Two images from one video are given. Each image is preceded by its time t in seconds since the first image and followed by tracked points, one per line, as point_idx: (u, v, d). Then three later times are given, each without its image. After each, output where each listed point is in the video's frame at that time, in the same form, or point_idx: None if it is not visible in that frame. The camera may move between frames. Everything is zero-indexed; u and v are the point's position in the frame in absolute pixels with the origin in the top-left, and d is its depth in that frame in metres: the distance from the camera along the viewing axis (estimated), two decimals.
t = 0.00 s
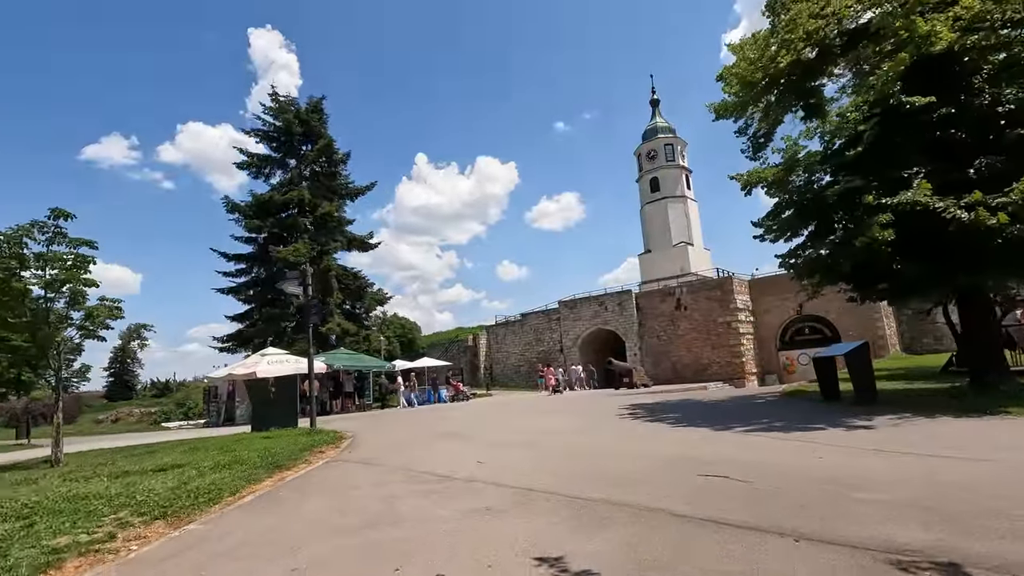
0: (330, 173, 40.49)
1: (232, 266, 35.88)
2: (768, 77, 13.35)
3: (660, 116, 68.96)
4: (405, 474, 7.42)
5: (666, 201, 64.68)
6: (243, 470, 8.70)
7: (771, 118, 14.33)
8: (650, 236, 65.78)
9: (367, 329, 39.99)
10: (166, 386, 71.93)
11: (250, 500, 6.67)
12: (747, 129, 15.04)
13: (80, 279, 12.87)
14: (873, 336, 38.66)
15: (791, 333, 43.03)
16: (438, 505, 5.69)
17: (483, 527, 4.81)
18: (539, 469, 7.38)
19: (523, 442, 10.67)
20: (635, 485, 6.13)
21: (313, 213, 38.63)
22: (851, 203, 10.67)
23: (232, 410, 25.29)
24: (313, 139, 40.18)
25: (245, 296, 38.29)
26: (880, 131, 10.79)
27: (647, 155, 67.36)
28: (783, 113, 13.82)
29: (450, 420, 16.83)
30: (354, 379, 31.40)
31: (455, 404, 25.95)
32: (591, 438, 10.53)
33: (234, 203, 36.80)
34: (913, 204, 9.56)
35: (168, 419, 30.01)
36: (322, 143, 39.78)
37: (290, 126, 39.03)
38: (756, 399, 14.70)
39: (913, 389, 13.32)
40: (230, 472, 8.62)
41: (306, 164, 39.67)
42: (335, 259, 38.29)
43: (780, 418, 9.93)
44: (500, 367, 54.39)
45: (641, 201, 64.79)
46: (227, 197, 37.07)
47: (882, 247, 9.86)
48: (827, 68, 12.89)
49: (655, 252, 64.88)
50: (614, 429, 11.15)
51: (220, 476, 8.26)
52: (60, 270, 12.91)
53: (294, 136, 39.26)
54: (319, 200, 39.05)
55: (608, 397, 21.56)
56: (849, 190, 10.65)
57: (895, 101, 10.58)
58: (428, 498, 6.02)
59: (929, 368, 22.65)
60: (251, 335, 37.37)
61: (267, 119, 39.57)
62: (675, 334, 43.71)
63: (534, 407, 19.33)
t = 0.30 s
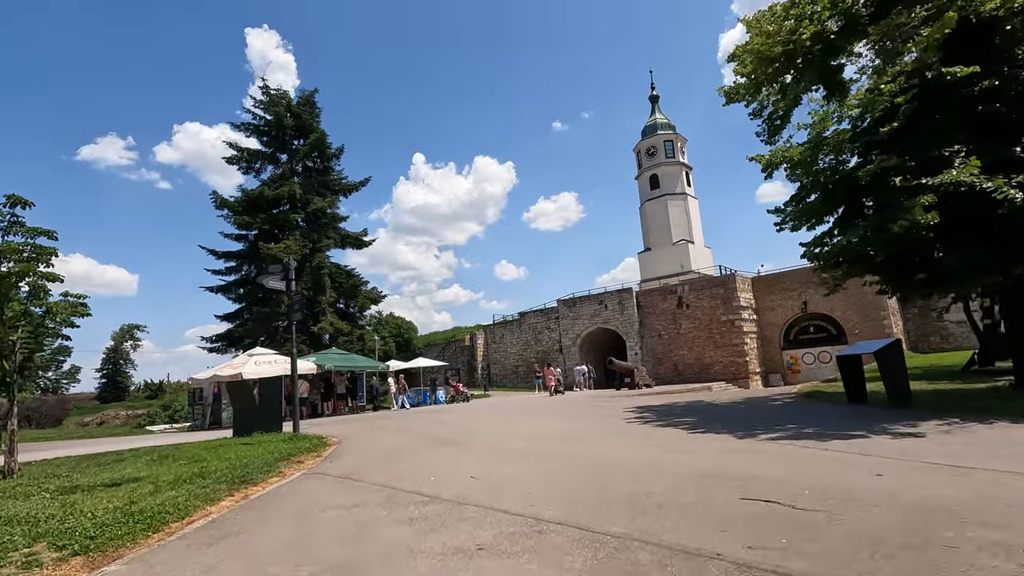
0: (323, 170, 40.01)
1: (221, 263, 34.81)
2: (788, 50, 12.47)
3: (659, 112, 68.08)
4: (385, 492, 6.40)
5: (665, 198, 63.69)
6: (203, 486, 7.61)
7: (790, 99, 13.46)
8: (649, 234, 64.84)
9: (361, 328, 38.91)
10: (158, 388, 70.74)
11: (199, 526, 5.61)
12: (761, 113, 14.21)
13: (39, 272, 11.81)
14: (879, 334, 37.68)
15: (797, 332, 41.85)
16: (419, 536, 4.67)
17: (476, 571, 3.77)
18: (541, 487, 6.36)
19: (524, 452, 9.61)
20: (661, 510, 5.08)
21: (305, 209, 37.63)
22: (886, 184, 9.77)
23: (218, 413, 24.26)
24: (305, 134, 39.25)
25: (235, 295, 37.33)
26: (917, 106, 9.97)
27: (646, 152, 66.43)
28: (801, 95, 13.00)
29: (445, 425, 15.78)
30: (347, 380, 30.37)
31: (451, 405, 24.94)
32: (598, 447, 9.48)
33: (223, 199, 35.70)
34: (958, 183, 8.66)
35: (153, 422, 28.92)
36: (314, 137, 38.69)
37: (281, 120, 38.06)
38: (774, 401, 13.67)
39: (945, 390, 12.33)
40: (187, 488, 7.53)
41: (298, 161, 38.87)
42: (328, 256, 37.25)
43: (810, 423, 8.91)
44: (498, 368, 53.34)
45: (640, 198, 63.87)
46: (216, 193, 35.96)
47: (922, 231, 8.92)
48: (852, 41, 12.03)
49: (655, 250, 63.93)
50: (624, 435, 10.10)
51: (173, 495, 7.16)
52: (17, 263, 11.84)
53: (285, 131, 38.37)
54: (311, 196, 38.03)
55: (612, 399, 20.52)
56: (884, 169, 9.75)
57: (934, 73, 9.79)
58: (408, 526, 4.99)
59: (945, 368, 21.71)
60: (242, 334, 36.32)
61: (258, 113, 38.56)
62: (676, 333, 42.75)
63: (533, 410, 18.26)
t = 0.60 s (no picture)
0: (313, 165, 38.88)
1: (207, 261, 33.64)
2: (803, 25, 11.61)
3: (657, 109, 67.20)
4: (357, 518, 5.40)
5: (663, 196, 62.81)
6: (152, 505, 6.58)
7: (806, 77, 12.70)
8: (647, 232, 63.92)
9: (353, 327, 37.78)
10: (148, 389, 69.41)
11: (126, 563, 4.58)
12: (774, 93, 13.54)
13: None
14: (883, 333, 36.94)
15: (799, 330, 41.08)
16: None
17: None
18: (541, 512, 5.36)
19: (521, 465, 8.61)
20: (692, 557, 4.07)
21: (294, 205, 36.54)
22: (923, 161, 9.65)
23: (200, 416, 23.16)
24: (295, 128, 38.18)
25: (222, 294, 36.26)
26: (956, 79, 9.84)
27: (644, 149, 65.48)
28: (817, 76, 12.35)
29: (436, 430, 14.76)
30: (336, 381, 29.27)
31: (445, 408, 23.93)
32: (604, 458, 8.46)
33: (209, 194, 34.53)
34: (1004, 160, 8.53)
35: (133, 426, 27.76)
36: (304, 131, 37.55)
37: (270, 113, 36.99)
38: (790, 403, 12.71)
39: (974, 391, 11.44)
40: (131, 508, 6.47)
41: (287, 156, 37.86)
42: (318, 253, 36.15)
43: (844, 430, 7.94)
44: (494, 368, 52.28)
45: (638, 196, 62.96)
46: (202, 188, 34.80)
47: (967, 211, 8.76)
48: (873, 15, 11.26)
49: (653, 249, 63.02)
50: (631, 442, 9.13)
51: (109, 517, 6.07)
52: None
53: (274, 124, 37.28)
54: (301, 192, 36.94)
55: (613, 400, 19.57)
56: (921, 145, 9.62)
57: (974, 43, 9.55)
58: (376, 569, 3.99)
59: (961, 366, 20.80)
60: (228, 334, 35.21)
61: (246, 106, 37.47)
62: (676, 332, 41.85)
63: (530, 413, 17.25)
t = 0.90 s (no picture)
0: (302, 160, 37.82)
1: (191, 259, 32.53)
2: None
3: (653, 106, 66.39)
4: (316, 557, 4.46)
5: (660, 194, 62.01)
6: (80, 531, 5.59)
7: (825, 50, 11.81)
8: (644, 231, 63.10)
9: (343, 327, 36.70)
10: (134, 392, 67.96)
11: None
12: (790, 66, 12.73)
13: None
14: (886, 332, 36.25)
15: (799, 329, 40.31)
16: None
17: None
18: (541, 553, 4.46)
19: (517, 480, 7.75)
20: None
21: (283, 201, 35.49)
22: (967, 137, 9.76)
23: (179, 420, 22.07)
24: (283, 122, 37.12)
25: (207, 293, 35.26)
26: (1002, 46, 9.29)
27: (640, 146, 64.64)
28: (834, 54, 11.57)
29: (427, 436, 13.85)
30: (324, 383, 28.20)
31: (437, 411, 22.98)
32: (610, 472, 7.60)
33: (193, 189, 33.38)
34: None
35: (111, 430, 26.62)
36: (292, 125, 36.45)
37: (257, 106, 35.97)
38: (805, 405, 11.87)
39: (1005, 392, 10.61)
40: (53, 535, 5.48)
41: (275, 150, 36.83)
42: (307, 251, 35.09)
43: (881, 438, 7.04)
44: (489, 369, 51.28)
45: (635, 194, 62.13)
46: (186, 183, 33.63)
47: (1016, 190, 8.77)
48: None
49: (650, 248, 62.18)
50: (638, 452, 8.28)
51: (22, 548, 5.08)
52: None
53: (262, 118, 36.28)
54: (289, 187, 35.90)
55: (612, 402, 18.66)
56: (966, 120, 9.72)
57: None
58: None
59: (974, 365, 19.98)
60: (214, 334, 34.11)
61: (232, 99, 36.42)
62: (674, 331, 40.99)
63: (526, 417, 16.33)
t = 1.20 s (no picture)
0: (289, 155, 36.75)
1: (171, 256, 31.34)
2: None
3: (648, 103, 65.62)
4: None
5: (655, 192, 61.23)
6: None
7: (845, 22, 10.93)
8: (639, 229, 62.32)
9: (331, 326, 35.62)
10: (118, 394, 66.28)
11: None
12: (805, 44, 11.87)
13: None
14: (886, 331, 35.61)
15: (797, 328, 39.63)
16: None
17: None
18: None
19: (508, 498, 6.83)
20: None
21: (267, 196, 34.37)
22: (1006, 111, 9.13)
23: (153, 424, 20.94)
24: (268, 115, 36.05)
25: (189, 292, 34.09)
26: None
27: (635, 144, 63.86)
28: (851, 27, 10.74)
29: (412, 443, 12.88)
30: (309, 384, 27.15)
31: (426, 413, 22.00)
32: (613, 489, 6.69)
33: (173, 184, 32.20)
34: None
35: (85, 435, 25.45)
36: (277, 118, 35.32)
37: (242, 98, 34.84)
38: (820, 408, 11.02)
39: None
40: None
41: (261, 145, 35.77)
42: (294, 248, 34.01)
43: (924, 449, 6.18)
44: (482, 369, 50.29)
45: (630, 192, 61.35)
46: (166, 178, 32.44)
47: None
48: None
49: (645, 246, 61.41)
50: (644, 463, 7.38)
51: None
52: None
53: (247, 111, 35.22)
54: (274, 182, 34.79)
55: (610, 404, 17.75)
56: (1009, 89, 8.92)
57: None
58: None
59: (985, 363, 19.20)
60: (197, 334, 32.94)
61: (215, 92, 35.26)
62: (670, 331, 40.19)
63: (518, 421, 15.38)
